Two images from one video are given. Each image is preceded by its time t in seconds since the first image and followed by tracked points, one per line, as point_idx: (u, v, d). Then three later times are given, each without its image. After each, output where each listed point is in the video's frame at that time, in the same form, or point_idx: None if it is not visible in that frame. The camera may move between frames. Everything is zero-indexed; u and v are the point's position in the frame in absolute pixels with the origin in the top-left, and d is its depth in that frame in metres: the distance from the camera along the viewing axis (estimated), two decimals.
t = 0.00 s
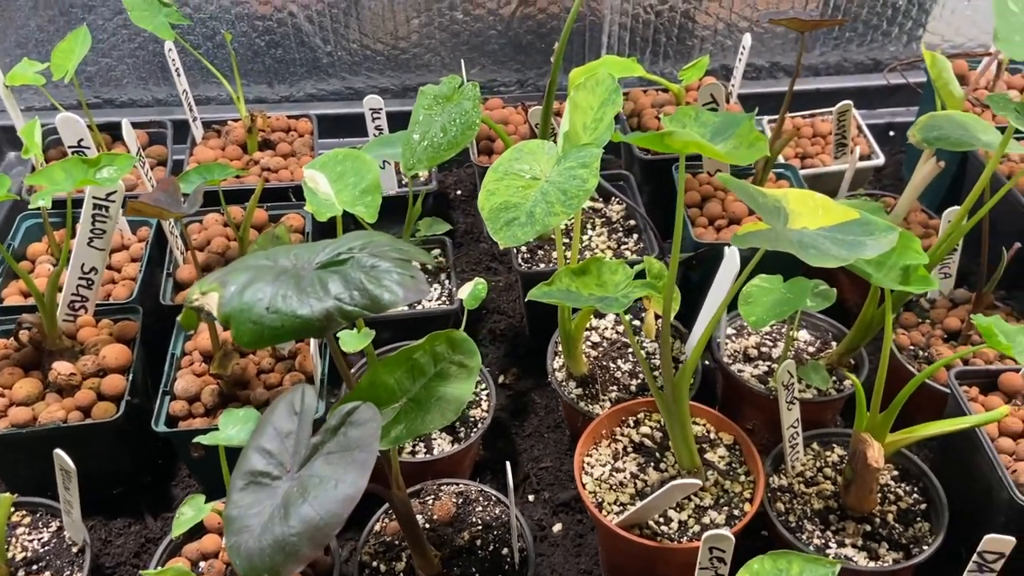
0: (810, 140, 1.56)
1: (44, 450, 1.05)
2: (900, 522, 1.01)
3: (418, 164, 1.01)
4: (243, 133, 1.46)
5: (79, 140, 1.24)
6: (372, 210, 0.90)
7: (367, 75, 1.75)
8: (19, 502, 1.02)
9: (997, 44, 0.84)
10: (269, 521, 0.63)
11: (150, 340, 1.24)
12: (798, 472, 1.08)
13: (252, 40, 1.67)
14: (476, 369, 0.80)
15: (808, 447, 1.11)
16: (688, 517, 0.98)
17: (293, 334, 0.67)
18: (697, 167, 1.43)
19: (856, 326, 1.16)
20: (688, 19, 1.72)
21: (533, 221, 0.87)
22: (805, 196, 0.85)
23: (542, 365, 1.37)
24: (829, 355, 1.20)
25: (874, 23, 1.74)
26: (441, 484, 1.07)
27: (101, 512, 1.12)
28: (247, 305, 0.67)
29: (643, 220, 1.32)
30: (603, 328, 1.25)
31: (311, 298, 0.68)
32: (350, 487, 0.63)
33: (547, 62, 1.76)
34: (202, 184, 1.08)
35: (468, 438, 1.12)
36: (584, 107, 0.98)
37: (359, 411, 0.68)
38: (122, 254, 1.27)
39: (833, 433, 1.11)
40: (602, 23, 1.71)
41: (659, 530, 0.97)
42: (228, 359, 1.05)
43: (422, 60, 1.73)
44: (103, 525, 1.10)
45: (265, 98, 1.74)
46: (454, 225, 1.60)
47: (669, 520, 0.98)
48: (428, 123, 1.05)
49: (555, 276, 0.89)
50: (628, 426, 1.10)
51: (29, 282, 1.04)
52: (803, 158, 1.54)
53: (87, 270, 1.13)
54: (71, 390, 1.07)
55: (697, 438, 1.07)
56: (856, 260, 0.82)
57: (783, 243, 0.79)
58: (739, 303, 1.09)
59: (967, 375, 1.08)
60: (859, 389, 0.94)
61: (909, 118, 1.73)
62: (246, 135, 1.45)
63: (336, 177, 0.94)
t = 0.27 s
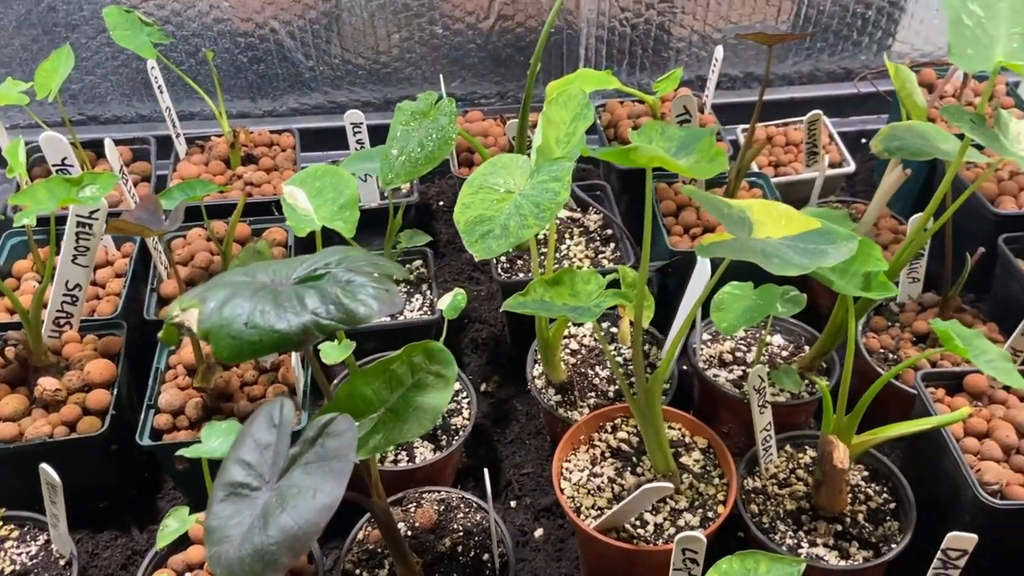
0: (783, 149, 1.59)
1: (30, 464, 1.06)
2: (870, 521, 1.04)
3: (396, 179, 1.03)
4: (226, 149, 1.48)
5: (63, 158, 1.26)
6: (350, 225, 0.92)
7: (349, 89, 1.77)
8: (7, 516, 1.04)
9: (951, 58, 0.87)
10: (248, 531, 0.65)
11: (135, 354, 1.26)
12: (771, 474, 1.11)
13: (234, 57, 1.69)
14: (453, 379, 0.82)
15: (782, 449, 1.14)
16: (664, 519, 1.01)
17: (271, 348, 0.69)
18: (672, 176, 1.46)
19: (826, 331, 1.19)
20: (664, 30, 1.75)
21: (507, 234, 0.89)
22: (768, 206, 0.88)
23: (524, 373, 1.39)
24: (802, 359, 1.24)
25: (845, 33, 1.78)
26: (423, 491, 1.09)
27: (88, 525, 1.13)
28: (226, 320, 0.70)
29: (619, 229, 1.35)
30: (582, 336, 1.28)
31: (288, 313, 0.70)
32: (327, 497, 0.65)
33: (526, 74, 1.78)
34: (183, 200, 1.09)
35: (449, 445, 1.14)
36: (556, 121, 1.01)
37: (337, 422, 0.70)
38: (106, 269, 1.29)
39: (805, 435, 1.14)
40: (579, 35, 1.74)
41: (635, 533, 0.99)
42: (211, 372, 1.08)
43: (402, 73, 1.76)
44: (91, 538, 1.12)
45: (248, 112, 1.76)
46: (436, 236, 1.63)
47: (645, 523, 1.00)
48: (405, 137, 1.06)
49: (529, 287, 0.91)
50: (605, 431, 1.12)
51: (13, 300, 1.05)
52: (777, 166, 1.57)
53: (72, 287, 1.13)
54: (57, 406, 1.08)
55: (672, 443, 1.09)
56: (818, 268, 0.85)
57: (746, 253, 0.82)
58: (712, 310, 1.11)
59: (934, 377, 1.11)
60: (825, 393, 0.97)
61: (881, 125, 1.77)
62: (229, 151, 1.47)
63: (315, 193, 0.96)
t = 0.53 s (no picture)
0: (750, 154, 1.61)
1: None
2: (830, 521, 1.06)
3: (358, 190, 1.04)
4: (195, 161, 1.49)
5: (29, 174, 1.26)
6: (309, 237, 0.93)
7: (320, 100, 1.78)
8: None
9: (895, 65, 0.89)
10: (201, 542, 0.65)
11: (103, 367, 1.26)
12: (734, 476, 1.12)
13: (204, 69, 1.70)
14: (410, 388, 0.83)
15: (744, 451, 1.15)
16: (626, 522, 1.02)
17: (223, 360, 0.69)
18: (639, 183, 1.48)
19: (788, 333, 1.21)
20: (631, 38, 1.77)
21: (464, 244, 0.90)
22: (719, 213, 0.90)
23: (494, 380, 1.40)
24: (765, 362, 1.26)
25: (809, 39, 1.81)
26: (389, 499, 1.10)
27: (56, 538, 1.14)
28: (179, 334, 0.70)
29: (585, 235, 1.37)
30: (549, 342, 1.29)
31: (240, 325, 0.71)
32: (279, 506, 0.66)
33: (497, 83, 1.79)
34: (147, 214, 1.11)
35: (417, 453, 1.15)
36: (514, 132, 1.02)
37: (290, 432, 0.72)
38: (74, 283, 1.29)
39: (767, 437, 1.16)
40: (547, 44, 1.75)
41: (597, 537, 1.01)
42: (177, 385, 1.07)
43: (373, 84, 1.77)
44: (58, 552, 1.12)
45: (220, 125, 1.76)
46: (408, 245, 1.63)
47: (608, 527, 1.02)
48: (366, 149, 1.07)
49: (487, 295, 0.92)
50: (570, 436, 1.13)
51: None
52: (743, 171, 1.59)
53: (37, 302, 1.14)
54: (23, 421, 1.09)
55: (635, 447, 1.11)
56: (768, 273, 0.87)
57: (696, 260, 0.84)
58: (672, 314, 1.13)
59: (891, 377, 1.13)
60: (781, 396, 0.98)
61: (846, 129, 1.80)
62: (198, 163, 1.47)
63: (275, 206, 0.97)
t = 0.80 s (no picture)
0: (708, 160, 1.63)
1: None
2: (779, 526, 1.06)
3: (303, 203, 1.04)
4: (150, 174, 1.49)
5: None
6: (249, 251, 0.93)
7: (281, 111, 1.77)
8: None
9: (825, 73, 0.90)
10: (123, 563, 0.65)
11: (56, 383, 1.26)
12: (686, 482, 1.12)
13: (163, 81, 1.69)
14: (347, 403, 0.83)
15: (697, 457, 1.16)
16: (574, 531, 1.02)
17: (148, 379, 0.69)
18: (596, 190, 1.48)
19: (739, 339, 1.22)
20: (592, 46, 1.78)
21: (405, 256, 0.89)
22: (658, 222, 0.90)
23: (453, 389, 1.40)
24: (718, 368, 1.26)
25: (768, 46, 1.82)
26: (339, 512, 1.09)
27: (7, 556, 1.12)
28: (103, 352, 0.69)
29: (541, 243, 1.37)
30: (505, 351, 1.28)
31: (166, 343, 0.70)
32: (203, 525, 0.66)
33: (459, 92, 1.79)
34: (92, 230, 1.11)
35: (369, 464, 1.14)
36: (458, 142, 1.02)
37: (215, 450, 0.72)
38: (25, 299, 1.29)
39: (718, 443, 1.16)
40: (508, 52, 1.75)
41: (546, 546, 1.00)
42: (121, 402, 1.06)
43: (334, 94, 1.76)
44: (8, 570, 1.11)
45: (180, 136, 1.76)
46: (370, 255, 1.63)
47: (556, 536, 1.02)
48: (312, 162, 1.07)
49: (428, 306, 0.91)
50: (522, 445, 1.13)
51: None
52: (702, 178, 1.60)
53: None
54: None
55: (586, 454, 1.10)
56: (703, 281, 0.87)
57: (631, 269, 0.84)
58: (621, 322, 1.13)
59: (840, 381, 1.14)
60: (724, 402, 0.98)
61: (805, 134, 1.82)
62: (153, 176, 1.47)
63: (216, 220, 0.97)
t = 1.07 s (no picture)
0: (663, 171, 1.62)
1: None
2: (721, 540, 1.06)
3: (237, 222, 1.03)
4: (97, 193, 1.47)
5: None
6: (176, 272, 0.92)
7: (236, 125, 1.76)
8: None
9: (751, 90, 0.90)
10: None
11: None
12: (631, 497, 1.12)
13: (114, 97, 1.68)
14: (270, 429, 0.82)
15: (643, 471, 1.15)
16: (514, 550, 1.02)
17: (54, 410, 0.68)
18: (547, 203, 1.48)
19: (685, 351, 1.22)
20: (548, 57, 1.77)
21: (333, 277, 0.88)
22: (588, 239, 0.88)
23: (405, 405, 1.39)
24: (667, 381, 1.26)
25: (724, 56, 1.82)
26: (279, 535, 1.08)
27: None
28: (9, 383, 0.68)
29: (490, 257, 1.36)
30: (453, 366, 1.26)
31: (73, 373, 0.70)
32: (108, 557, 0.65)
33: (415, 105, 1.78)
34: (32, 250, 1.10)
35: (312, 485, 1.13)
36: (392, 160, 1.00)
37: (123, 480, 0.71)
38: None
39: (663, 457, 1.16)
40: (463, 63, 1.74)
41: (484, 567, 1.00)
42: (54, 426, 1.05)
43: (289, 107, 1.75)
44: None
45: (134, 151, 1.76)
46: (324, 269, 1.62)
47: (495, 555, 1.01)
48: (247, 181, 1.06)
49: (358, 327, 0.90)
50: (466, 463, 1.12)
51: None
52: (657, 189, 1.59)
53: None
54: None
55: (529, 472, 1.09)
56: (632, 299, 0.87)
57: (557, 291, 0.83)
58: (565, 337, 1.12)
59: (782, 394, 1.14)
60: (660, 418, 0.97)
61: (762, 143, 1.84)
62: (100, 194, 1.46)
63: (144, 242, 0.96)
